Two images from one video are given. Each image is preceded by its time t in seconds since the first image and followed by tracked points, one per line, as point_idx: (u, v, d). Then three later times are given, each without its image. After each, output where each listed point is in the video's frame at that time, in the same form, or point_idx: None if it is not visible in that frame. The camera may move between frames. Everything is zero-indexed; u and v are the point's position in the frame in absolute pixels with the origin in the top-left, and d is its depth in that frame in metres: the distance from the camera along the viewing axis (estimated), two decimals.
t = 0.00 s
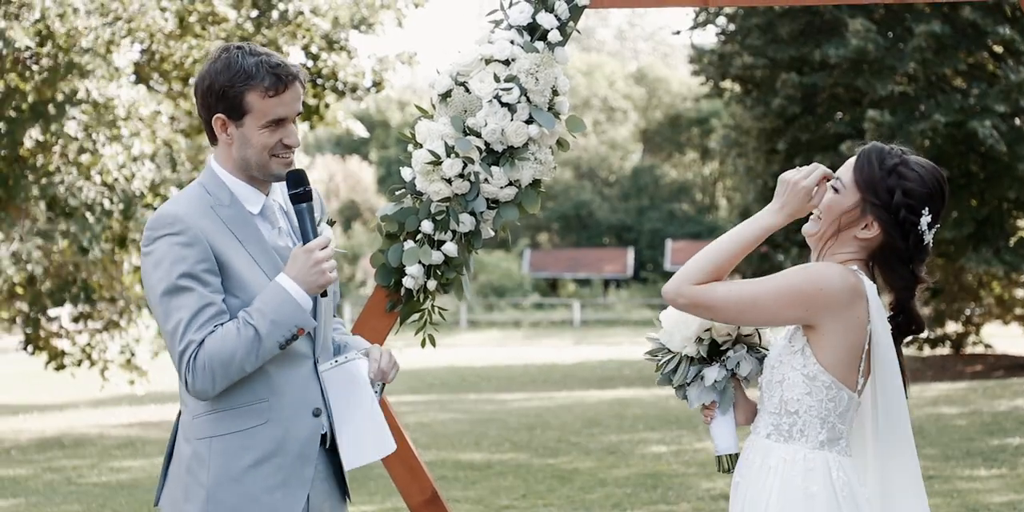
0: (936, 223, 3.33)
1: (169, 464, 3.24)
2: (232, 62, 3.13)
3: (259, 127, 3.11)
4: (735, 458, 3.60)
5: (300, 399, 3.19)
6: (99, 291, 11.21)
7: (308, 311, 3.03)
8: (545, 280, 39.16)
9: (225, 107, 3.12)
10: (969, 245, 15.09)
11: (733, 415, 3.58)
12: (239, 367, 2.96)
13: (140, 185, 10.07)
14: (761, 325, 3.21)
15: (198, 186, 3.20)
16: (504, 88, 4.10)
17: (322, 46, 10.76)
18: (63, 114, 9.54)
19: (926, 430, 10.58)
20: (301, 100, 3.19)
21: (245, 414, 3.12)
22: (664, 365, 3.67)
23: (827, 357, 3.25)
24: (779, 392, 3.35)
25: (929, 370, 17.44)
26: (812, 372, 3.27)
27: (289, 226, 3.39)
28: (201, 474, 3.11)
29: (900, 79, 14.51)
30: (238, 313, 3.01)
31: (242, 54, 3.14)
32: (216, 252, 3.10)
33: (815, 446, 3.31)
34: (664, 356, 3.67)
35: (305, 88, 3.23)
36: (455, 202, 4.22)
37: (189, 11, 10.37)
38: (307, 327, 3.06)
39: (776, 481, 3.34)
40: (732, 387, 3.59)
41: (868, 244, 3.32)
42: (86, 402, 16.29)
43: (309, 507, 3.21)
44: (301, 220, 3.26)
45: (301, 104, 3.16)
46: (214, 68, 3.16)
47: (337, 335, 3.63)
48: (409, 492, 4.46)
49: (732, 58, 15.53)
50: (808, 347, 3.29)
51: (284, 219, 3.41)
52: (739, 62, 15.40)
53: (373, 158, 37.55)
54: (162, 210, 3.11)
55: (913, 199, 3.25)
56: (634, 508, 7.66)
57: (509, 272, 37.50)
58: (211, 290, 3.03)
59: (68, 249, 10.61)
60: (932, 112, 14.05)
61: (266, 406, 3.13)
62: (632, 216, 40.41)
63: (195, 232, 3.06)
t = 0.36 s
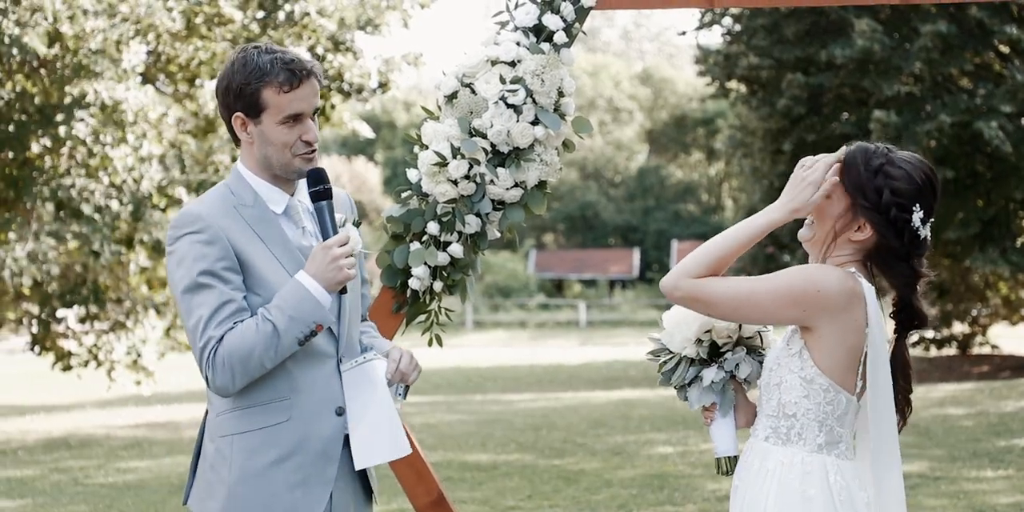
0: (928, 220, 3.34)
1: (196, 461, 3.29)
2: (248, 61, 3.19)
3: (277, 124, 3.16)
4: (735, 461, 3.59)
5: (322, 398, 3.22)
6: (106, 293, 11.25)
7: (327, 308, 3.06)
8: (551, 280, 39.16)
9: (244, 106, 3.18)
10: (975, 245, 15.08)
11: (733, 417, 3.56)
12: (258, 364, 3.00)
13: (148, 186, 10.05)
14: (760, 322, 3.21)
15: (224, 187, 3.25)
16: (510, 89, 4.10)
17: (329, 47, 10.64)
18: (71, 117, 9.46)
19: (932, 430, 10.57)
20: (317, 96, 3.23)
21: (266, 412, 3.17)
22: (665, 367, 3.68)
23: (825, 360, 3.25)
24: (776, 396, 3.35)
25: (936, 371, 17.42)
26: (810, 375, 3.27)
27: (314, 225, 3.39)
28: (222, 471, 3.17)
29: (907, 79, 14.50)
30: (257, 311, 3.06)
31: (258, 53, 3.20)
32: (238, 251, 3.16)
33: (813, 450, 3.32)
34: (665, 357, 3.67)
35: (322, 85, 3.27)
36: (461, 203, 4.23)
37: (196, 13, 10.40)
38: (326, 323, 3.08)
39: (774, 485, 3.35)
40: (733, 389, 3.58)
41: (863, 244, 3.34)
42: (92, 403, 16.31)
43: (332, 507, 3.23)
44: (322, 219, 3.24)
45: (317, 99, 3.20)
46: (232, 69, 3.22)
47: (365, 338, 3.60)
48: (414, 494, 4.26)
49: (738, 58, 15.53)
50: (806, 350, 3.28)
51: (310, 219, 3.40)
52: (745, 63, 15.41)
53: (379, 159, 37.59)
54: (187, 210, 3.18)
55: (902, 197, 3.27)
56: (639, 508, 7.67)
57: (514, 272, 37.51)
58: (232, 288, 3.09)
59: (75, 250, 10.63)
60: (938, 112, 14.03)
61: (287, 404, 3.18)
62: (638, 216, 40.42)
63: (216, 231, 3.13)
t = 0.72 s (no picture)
0: (901, 203, 3.20)
1: (221, 459, 3.32)
2: (272, 62, 3.19)
3: (300, 124, 3.14)
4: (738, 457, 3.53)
5: (342, 398, 3.22)
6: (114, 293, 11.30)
7: (344, 309, 3.03)
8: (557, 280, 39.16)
9: (267, 106, 3.18)
10: (982, 246, 15.04)
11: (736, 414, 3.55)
12: (276, 364, 3.00)
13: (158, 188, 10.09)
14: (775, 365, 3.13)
15: (251, 187, 3.26)
16: (517, 90, 4.10)
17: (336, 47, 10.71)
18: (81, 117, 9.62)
19: (940, 431, 10.55)
20: (342, 96, 3.21)
21: (286, 410, 3.18)
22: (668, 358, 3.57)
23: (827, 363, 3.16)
24: (776, 399, 3.27)
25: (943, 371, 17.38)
26: (807, 376, 3.19)
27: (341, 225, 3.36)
28: (243, 468, 3.19)
29: (914, 79, 14.47)
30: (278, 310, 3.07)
31: (282, 52, 3.19)
32: (262, 252, 3.17)
33: (818, 449, 3.24)
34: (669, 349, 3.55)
35: (346, 84, 3.25)
36: (467, 205, 4.24)
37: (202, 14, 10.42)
38: (344, 323, 3.06)
39: (781, 489, 3.28)
40: (735, 386, 3.53)
41: (836, 233, 3.20)
42: (100, 403, 16.36)
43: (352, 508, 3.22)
44: (341, 220, 3.14)
45: (341, 99, 3.17)
46: (256, 70, 3.23)
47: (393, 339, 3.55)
48: (422, 494, 4.23)
49: (745, 59, 15.53)
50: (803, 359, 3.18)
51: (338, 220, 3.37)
52: (752, 63, 15.40)
53: (386, 159, 37.62)
54: (213, 209, 3.20)
55: (870, 182, 3.14)
56: (646, 509, 7.67)
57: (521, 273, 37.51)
58: (253, 287, 3.11)
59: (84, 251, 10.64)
60: (946, 113, 13.99)
61: (307, 404, 3.19)
62: (645, 217, 40.42)
63: (238, 230, 3.14)
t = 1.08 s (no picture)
0: (879, 194, 3.15)
1: (241, 456, 3.33)
2: (308, 61, 3.25)
3: (333, 122, 3.20)
4: (747, 463, 3.51)
5: (362, 398, 3.24)
6: (120, 293, 11.32)
7: (370, 307, 3.06)
8: (563, 281, 39.14)
9: (301, 104, 3.24)
10: (989, 246, 15.00)
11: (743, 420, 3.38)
12: (300, 359, 3.01)
13: (165, 189, 10.19)
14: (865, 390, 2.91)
15: (281, 185, 3.30)
16: (523, 91, 4.10)
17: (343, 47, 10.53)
18: (91, 114, 9.51)
19: (946, 432, 10.52)
20: (376, 98, 3.26)
21: (305, 408, 3.19)
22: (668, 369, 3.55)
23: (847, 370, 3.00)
24: (784, 407, 3.13)
25: (950, 372, 17.35)
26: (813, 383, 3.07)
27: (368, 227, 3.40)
28: (260, 466, 3.21)
29: (921, 80, 14.43)
30: (304, 306, 3.08)
31: (319, 53, 3.25)
32: (289, 250, 3.19)
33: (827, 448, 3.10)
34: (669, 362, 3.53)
35: (380, 86, 3.31)
36: (472, 205, 4.24)
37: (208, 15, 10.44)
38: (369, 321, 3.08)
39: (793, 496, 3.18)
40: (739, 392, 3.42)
41: (818, 227, 3.15)
42: (107, 403, 16.43)
43: (368, 506, 3.24)
44: (371, 220, 3.24)
45: (373, 101, 3.22)
46: (292, 69, 3.28)
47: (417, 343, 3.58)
48: (428, 495, 4.25)
49: (751, 59, 15.51)
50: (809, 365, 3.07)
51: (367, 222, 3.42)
52: (758, 64, 15.39)
53: (392, 159, 37.67)
54: (243, 205, 3.23)
55: (844, 171, 3.11)
56: (651, 509, 7.67)
57: (528, 273, 37.51)
58: (280, 284, 3.12)
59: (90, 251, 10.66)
60: (952, 113, 13.95)
61: (327, 402, 3.20)
62: (651, 217, 40.41)
63: (266, 227, 3.16)
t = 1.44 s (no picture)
0: (868, 184, 3.16)
1: (250, 449, 3.35)
2: (335, 64, 3.26)
3: (353, 126, 3.20)
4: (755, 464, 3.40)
5: (370, 398, 3.24)
6: (125, 293, 11.34)
7: (381, 309, 3.06)
8: (569, 281, 39.15)
9: (325, 106, 3.24)
10: (995, 247, 14.97)
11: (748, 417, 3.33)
12: (309, 356, 3.01)
13: (168, 189, 10.18)
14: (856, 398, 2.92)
15: (303, 184, 3.32)
16: (526, 91, 4.10)
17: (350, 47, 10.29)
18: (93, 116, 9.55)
19: (950, 433, 10.51)
20: (399, 104, 3.26)
21: (313, 405, 3.20)
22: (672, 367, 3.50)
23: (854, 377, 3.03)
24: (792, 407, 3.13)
25: (955, 372, 17.32)
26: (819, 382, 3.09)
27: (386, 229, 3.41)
28: (266, 459, 3.23)
29: (926, 81, 14.41)
30: (316, 304, 3.09)
31: (345, 57, 3.26)
32: (305, 248, 3.20)
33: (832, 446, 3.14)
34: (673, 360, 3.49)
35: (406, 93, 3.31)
36: (476, 205, 4.25)
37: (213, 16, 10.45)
38: (380, 323, 3.08)
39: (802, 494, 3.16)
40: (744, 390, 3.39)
41: (814, 224, 3.17)
42: (112, 403, 16.47)
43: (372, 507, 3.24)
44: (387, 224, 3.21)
45: (394, 107, 3.22)
46: (318, 72, 3.30)
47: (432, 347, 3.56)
48: (430, 496, 4.26)
49: (756, 59, 15.50)
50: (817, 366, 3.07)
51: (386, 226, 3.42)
52: (763, 64, 15.38)
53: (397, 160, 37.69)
54: (263, 201, 3.26)
55: (832, 163, 3.13)
56: (655, 509, 7.67)
57: (533, 273, 37.51)
58: (294, 281, 3.13)
59: (95, 252, 10.68)
60: (957, 114, 13.92)
61: (334, 401, 3.20)
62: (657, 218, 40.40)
63: (284, 224, 3.19)
